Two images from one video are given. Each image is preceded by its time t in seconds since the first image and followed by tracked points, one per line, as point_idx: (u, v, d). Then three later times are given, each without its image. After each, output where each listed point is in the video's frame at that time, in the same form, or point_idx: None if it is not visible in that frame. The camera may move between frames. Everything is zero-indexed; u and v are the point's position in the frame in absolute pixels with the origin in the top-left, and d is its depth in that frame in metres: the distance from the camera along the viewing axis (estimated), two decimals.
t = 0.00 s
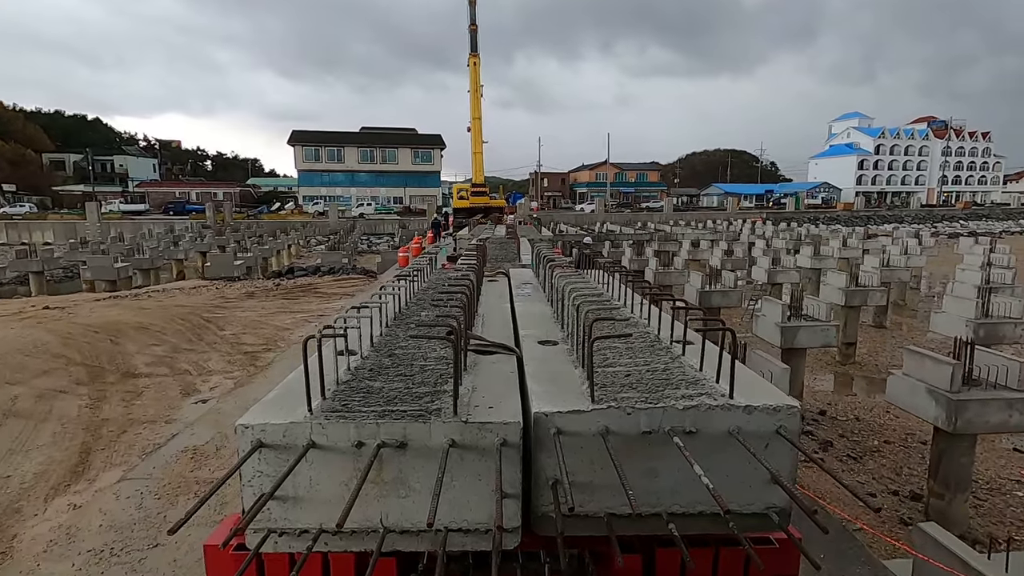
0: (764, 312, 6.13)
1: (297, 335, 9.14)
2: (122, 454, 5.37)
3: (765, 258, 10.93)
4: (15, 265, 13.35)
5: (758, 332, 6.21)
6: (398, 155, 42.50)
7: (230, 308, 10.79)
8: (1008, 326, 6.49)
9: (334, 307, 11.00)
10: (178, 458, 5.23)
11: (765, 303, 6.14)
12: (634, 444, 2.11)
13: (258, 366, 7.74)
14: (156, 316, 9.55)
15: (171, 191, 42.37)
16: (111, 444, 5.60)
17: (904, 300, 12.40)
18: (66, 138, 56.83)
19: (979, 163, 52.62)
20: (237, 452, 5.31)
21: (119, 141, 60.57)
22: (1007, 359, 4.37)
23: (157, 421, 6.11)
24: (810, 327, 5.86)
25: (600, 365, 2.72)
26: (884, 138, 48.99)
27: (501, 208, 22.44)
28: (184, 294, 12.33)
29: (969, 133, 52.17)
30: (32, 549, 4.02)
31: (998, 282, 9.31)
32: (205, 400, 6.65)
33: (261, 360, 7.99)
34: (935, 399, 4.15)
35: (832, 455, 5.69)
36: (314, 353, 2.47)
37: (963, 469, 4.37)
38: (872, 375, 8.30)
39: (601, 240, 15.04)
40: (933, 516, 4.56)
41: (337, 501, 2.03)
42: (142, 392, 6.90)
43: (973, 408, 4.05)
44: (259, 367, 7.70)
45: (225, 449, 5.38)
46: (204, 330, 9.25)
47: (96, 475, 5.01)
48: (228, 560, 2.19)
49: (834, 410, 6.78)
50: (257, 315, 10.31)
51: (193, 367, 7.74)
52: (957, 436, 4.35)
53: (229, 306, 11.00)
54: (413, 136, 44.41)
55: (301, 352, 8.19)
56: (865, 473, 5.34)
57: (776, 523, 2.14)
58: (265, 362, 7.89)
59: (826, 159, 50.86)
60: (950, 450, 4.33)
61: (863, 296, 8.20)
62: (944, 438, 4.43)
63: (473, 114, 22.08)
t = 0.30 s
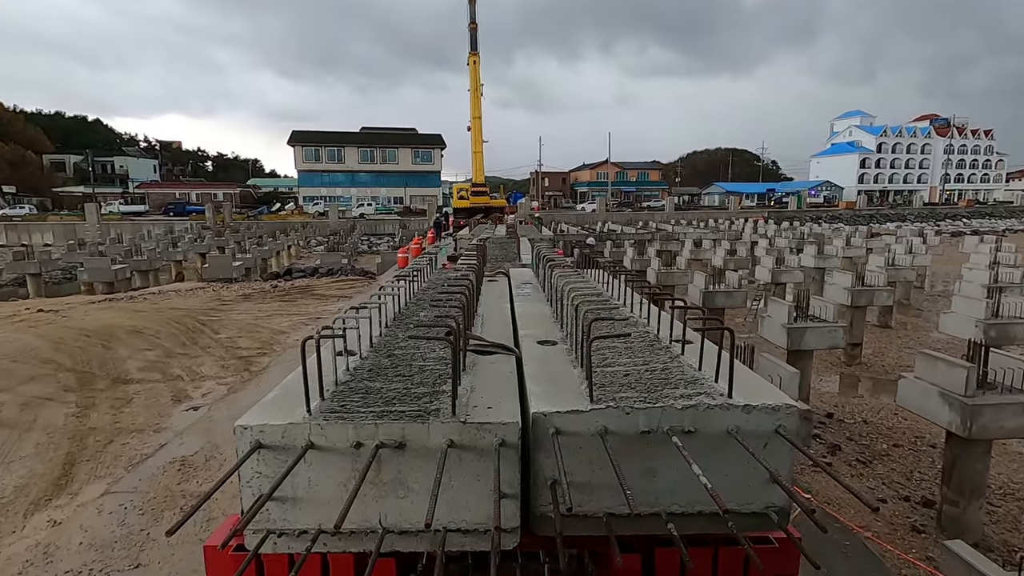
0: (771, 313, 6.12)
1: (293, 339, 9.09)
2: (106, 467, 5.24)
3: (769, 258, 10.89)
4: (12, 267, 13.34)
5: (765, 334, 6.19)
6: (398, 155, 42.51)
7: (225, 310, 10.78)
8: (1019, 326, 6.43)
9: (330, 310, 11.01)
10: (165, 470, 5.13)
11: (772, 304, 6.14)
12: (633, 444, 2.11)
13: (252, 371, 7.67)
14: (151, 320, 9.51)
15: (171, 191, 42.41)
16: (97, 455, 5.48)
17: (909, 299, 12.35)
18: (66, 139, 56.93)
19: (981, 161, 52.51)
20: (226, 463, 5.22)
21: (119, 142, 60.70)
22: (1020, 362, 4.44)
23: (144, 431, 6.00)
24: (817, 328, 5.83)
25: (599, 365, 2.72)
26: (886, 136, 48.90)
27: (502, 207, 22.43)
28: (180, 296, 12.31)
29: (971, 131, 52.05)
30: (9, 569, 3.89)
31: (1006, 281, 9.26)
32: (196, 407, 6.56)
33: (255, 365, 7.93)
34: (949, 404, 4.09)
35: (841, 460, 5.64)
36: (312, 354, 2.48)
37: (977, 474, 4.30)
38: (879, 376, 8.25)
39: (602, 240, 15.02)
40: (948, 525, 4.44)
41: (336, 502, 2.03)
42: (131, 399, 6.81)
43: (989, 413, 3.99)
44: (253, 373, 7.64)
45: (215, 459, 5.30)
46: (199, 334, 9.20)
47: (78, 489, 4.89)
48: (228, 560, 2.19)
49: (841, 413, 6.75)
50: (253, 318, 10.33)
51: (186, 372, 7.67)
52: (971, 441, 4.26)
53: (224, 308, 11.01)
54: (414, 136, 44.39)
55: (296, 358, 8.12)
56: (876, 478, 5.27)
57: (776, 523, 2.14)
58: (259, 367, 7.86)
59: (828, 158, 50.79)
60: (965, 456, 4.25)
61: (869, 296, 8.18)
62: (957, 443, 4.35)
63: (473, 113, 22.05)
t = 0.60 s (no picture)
0: (776, 316, 6.13)
1: (288, 342, 9.08)
2: (89, 477, 5.17)
3: (772, 258, 10.88)
4: (8, 265, 13.32)
5: (769, 338, 6.21)
6: (398, 154, 42.49)
7: (220, 311, 10.78)
8: None
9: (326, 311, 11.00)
10: (150, 480, 5.06)
11: (777, 307, 6.14)
12: (633, 444, 2.11)
13: (244, 375, 7.66)
14: (144, 320, 9.48)
15: (170, 189, 42.39)
16: (79, 463, 5.42)
17: (912, 301, 12.34)
18: (66, 136, 56.94)
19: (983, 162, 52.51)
20: (213, 473, 5.15)
21: (119, 141, 60.71)
22: None
23: (130, 438, 5.95)
24: (823, 331, 5.83)
25: (599, 365, 2.72)
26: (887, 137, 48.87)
27: (502, 207, 22.42)
28: (175, 296, 12.30)
29: (973, 132, 52.01)
30: None
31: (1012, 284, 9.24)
32: (184, 413, 6.52)
33: (248, 369, 7.91)
34: (963, 411, 4.07)
35: (847, 466, 5.62)
36: (313, 354, 2.47)
37: (990, 483, 4.25)
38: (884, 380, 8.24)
39: (602, 240, 15.02)
40: (960, 535, 4.41)
41: (336, 502, 2.03)
42: (119, 404, 6.77)
43: (1003, 421, 3.96)
44: (245, 377, 7.62)
45: (201, 470, 5.24)
46: (192, 335, 9.19)
47: (58, 500, 4.82)
48: (228, 560, 2.19)
49: (846, 417, 6.74)
50: (248, 319, 10.33)
51: (176, 376, 7.65)
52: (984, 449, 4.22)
53: (220, 308, 11.02)
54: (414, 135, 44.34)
55: (290, 362, 8.09)
56: (884, 485, 5.25)
57: (776, 524, 2.13)
58: (252, 370, 7.85)
59: (829, 158, 50.76)
60: (977, 464, 4.21)
61: (874, 298, 8.22)
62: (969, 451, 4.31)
63: (474, 112, 22.03)
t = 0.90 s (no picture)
0: (782, 318, 6.12)
1: (283, 345, 9.06)
2: (70, 489, 5.02)
3: (775, 260, 10.85)
4: (4, 264, 13.31)
5: (775, 342, 6.17)
6: (398, 153, 42.48)
7: (215, 312, 10.77)
8: None
9: (323, 313, 10.98)
10: (134, 492, 4.88)
11: (783, 310, 6.12)
12: (634, 445, 2.11)
13: (236, 380, 7.63)
14: (138, 322, 9.42)
15: (170, 188, 42.43)
16: (61, 475, 5.28)
17: (916, 303, 12.33)
18: (66, 135, 56.95)
19: (984, 163, 52.51)
20: (200, 485, 4.96)
21: (119, 139, 60.70)
22: None
23: (117, 447, 5.83)
24: (829, 334, 5.79)
25: (600, 366, 2.72)
26: (889, 137, 48.88)
27: (501, 207, 22.41)
28: (171, 297, 12.27)
29: (975, 133, 51.94)
30: None
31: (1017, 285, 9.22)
32: (173, 419, 6.45)
33: (241, 373, 7.90)
34: (976, 418, 3.96)
35: (855, 472, 5.57)
36: (314, 353, 2.47)
37: (1004, 493, 4.15)
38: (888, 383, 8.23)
39: (602, 240, 15.00)
40: (970, 543, 4.32)
41: (336, 502, 2.03)
42: (107, 410, 6.74)
43: (1018, 429, 3.85)
44: (238, 381, 7.59)
45: (187, 481, 5.04)
46: (185, 337, 9.17)
47: (36, 514, 4.66)
48: (228, 559, 2.19)
49: (852, 422, 6.71)
50: (244, 321, 10.31)
51: (167, 380, 7.63)
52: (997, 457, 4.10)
53: (216, 310, 11.01)
54: (414, 134, 44.33)
55: (282, 365, 8.05)
56: (892, 492, 5.19)
57: (776, 524, 2.14)
58: (244, 375, 7.83)
59: (830, 159, 50.77)
60: (990, 473, 4.11)
61: (879, 300, 8.23)
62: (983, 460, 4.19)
63: (474, 110, 21.99)
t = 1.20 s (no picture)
0: (787, 320, 6.09)
1: (278, 349, 9.05)
2: (53, 503, 4.97)
3: (780, 260, 10.82)
4: (1, 266, 13.32)
5: (781, 344, 6.14)
6: (399, 154, 42.48)
7: (211, 315, 10.76)
8: None
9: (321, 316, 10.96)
10: (118, 506, 4.83)
11: (788, 312, 6.08)
12: (633, 445, 2.11)
13: (229, 386, 7.62)
14: (132, 326, 9.31)
15: (170, 189, 42.49)
16: (43, 488, 5.25)
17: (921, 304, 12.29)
18: (67, 136, 57.07)
19: (987, 163, 52.41)
20: (186, 500, 4.92)
21: (119, 140, 60.79)
22: None
23: (103, 457, 5.82)
24: (836, 337, 5.77)
25: (599, 366, 2.72)
26: (891, 137, 48.82)
27: (502, 207, 22.39)
28: (166, 299, 12.27)
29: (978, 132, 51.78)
30: None
31: None
32: (162, 428, 6.45)
33: (234, 378, 7.89)
34: (992, 424, 3.86)
35: (864, 478, 5.49)
36: (313, 353, 2.48)
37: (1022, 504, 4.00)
38: (893, 385, 8.19)
39: (603, 240, 14.97)
40: (984, 553, 4.22)
41: (336, 502, 2.03)
42: (94, 418, 6.73)
43: None
44: (231, 387, 7.58)
45: (174, 494, 5.00)
46: (180, 341, 9.17)
47: (18, 528, 4.61)
48: (227, 559, 2.20)
49: (860, 426, 6.65)
50: (239, 324, 10.29)
51: (159, 387, 7.63)
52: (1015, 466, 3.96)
53: (211, 312, 11.00)
54: (415, 135, 44.33)
55: (276, 371, 8.03)
56: (903, 499, 5.11)
57: (775, 524, 2.13)
58: (238, 380, 7.83)
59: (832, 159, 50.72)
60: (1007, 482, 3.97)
61: (886, 301, 8.21)
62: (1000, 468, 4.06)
63: (474, 110, 21.97)
